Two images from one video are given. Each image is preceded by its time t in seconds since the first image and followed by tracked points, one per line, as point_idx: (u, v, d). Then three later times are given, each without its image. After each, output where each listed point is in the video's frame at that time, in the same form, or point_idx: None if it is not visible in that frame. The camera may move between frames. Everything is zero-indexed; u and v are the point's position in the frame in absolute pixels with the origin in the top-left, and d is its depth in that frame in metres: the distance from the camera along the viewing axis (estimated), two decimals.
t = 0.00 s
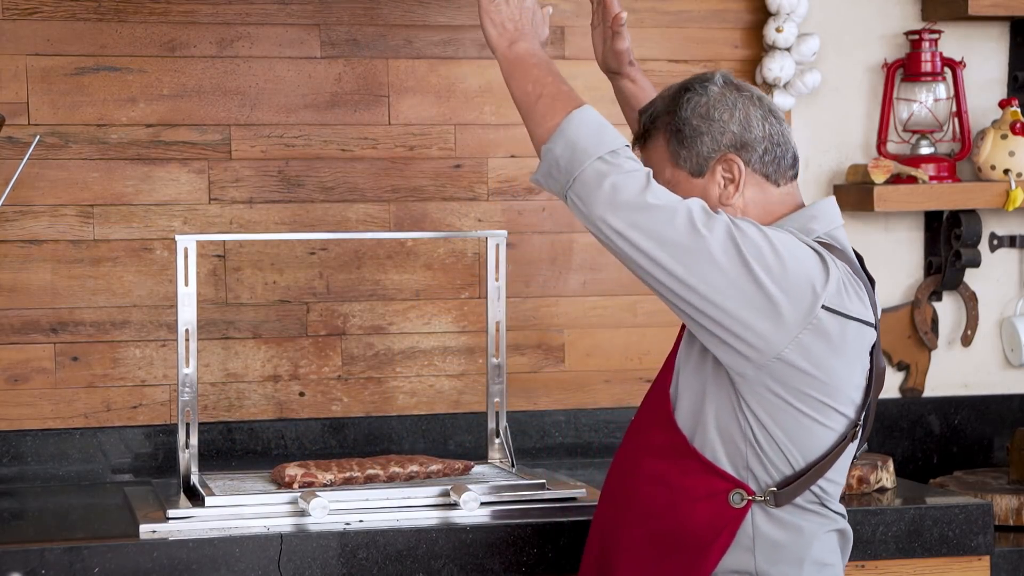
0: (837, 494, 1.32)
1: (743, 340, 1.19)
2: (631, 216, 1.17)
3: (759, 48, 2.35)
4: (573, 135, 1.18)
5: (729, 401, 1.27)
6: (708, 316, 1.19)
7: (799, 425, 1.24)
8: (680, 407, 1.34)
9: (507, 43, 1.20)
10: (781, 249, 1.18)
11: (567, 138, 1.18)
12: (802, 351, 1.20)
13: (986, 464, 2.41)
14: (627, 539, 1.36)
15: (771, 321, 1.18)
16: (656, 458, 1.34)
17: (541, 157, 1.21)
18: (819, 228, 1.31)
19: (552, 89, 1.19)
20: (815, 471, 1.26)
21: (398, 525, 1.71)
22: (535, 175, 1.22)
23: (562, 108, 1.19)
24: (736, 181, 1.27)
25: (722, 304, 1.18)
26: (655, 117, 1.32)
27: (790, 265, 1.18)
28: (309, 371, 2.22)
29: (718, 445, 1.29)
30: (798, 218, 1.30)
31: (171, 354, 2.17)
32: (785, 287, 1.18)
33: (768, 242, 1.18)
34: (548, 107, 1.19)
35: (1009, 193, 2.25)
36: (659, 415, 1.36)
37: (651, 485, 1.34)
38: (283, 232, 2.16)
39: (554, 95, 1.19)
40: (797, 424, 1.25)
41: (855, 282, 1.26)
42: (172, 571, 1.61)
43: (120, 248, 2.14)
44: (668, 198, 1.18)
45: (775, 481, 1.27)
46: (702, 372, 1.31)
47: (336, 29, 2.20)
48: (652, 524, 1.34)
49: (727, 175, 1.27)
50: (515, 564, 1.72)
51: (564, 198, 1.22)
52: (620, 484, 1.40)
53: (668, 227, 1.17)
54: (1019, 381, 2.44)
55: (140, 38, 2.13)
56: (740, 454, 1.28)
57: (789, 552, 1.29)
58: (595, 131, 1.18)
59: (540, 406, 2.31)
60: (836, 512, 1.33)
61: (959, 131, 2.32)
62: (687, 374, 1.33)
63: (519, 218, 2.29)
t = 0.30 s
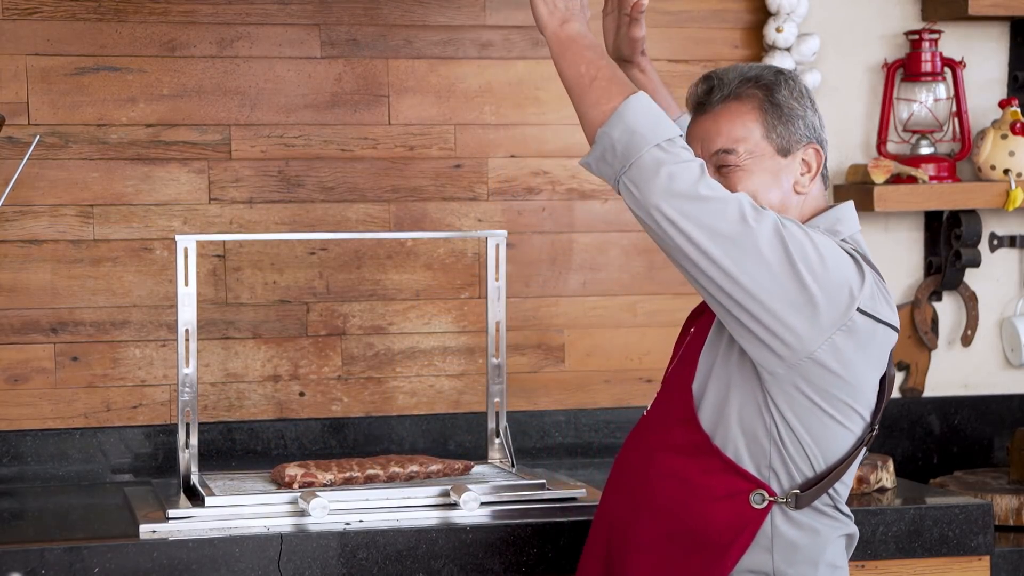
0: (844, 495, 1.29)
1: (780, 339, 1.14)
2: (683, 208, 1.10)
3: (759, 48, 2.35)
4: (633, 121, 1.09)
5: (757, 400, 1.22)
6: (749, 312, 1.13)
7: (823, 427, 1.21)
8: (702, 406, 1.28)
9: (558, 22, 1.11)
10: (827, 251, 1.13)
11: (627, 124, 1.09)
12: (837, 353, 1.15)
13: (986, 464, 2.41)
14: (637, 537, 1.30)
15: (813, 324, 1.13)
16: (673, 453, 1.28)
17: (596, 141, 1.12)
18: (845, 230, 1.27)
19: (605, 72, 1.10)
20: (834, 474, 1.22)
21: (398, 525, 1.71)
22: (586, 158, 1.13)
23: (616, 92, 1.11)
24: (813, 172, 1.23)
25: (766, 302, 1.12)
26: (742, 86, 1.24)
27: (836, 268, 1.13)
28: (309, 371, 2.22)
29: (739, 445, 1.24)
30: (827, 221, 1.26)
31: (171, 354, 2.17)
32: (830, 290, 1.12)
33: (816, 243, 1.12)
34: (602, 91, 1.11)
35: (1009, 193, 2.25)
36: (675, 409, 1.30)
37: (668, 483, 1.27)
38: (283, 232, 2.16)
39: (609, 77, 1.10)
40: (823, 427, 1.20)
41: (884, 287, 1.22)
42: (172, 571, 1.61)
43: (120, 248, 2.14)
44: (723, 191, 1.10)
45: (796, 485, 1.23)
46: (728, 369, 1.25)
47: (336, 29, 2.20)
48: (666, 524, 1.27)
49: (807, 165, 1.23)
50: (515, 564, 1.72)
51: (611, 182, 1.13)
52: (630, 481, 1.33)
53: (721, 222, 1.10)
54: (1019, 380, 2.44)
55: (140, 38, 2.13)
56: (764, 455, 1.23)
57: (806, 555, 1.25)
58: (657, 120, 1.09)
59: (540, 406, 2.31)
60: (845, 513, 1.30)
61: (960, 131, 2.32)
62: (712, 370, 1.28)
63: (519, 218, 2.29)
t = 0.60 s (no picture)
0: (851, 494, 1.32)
1: (815, 341, 1.16)
2: (733, 216, 1.11)
3: (759, 48, 2.35)
4: (690, 128, 1.08)
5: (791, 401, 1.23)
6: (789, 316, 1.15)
7: (850, 428, 1.23)
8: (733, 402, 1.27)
9: (611, 16, 1.10)
10: (865, 258, 1.15)
11: (682, 130, 1.09)
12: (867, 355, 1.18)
13: (986, 464, 2.41)
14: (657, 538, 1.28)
15: (850, 327, 1.15)
16: (696, 454, 1.27)
17: (648, 146, 1.11)
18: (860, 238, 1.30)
19: (660, 73, 1.09)
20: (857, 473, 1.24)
21: (398, 525, 1.71)
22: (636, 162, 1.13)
23: (671, 94, 1.10)
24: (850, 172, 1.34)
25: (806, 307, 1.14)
26: (810, 75, 1.32)
27: (874, 275, 1.15)
28: (309, 371, 2.22)
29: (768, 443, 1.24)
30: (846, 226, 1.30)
31: (171, 354, 2.17)
32: (869, 298, 1.15)
33: (854, 251, 1.15)
34: (655, 92, 1.10)
35: (1009, 193, 2.25)
36: (698, 409, 1.28)
37: (694, 485, 1.26)
38: (283, 232, 2.16)
39: (664, 78, 1.10)
40: (850, 427, 1.23)
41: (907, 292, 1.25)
42: (172, 571, 1.61)
43: (120, 248, 2.14)
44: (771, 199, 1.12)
45: (822, 486, 1.25)
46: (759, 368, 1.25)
47: (336, 29, 2.20)
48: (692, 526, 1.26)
49: (849, 164, 1.34)
50: (515, 564, 1.72)
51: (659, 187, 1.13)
52: (647, 480, 1.31)
53: (768, 229, 1.11)
54: (1019, 381, 2.44)
55: (140, 38, 2.13)
56: (795, 456, 1.23)
57: (828, 557, 1.27)
58: (714, 127, 1.09)
59: (540, 406, 2.31)
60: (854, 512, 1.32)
61: (959, 131, 2.32)
62: (741, 371, 1.27)
63: (519, 218, 2.29)
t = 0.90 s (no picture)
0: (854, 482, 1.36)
1: (845, 349, 1.19)
2: (774, 234, 1.11)
3: (759, 48, 2.35)
4: (729, 147, 1.09)
5: (817, 405, 1.25)
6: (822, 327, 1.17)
7: (870, 426, 1.26)
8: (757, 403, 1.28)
9: (641, 31, 1.08)
10: (888, 262, 1.18)
11: (723, 149, 1.09)
12: (886, 356, 1.21)
13: (986, 464, 2.41)
14: (683, 540, 1.30)
15: (877, 333, 1.18)
16: (721, 456, 1.29)
17: (687, 166, 1.11)
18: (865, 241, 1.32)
19: (694, 90, 1.09)
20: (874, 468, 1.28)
21: (398, 525, 1.71)
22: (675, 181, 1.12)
23: (707, 112, 1.10)
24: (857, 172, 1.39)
25: (838, 318, 1.16)
26: (830, 73, 1.35)
27: (896, 278, 1.18)
28: (309, 371, 2.22)
29: (793, 444, 1.26)
30: (858, 224, 1.34)
31: (171, 354, 2.17)
32: (895, 302, 1.18)
33: (878, 256, 1.17)
34: (692, 110, 1.09)
35: (1009, 193, 2.25)
36: (719, 410, 1.29)
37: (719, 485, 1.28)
38: (283, 232, 2.16)
39: (698, 96, 1.09)
40: (869, 426, 1.26)
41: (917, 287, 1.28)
42: (172, 571, 1.61)
43: (120, 248, 2.14)
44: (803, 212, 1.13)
45: (843, 486, 1.27)
46: (784, 371, 1.27)
47: (336, 29, 2.20)
48: (717, 526, 1.28)
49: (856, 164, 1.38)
50: (516, 564, 1.72)
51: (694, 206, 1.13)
52: (667, 481, 1.33)
53: (805, 245, 1.12)
54: (1019, 380, 2.44)
55: (140, 39, 2.13)
56: (820, 458, 1.26)
57: (845, 553, 1.30)
58: (748, 144, 1.10)
59: (540, 406, 2.31)
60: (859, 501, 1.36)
61: (959, 131, 2.32)
62: (765, 373, 1.28)
63: (519, 218, 2.29)
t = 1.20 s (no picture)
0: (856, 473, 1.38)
1: (855, 353, 1.19)
2: (789, 246, 1.11)
3: (759, 48, 2.35)
4: (742, 163, 1.08)
5: (825, 407, 1.25)
6: (834, 334, 1.17)
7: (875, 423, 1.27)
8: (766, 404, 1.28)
9: (640, 50, 1.08)
10: (894, 262, 1.18)
11: (735, 165, 1.08)
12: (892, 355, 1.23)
13: (986, 464, 2.41)
14: (695, 542, 1.30)
15: (884, 334, 1.19)
16: (731, 457, 1.29)
17: (698, 184, 1.10)
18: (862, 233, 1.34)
19: (699, 108, 1.08)
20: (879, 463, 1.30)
21: (398, 525, 1.71)
22: (686, 199, 1.11)
23: (714, 128, 1.09)
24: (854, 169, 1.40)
25: (851, 323, 1.16)
26: (831, 70, 1.35)
27: (902, 276, 1.19)
28: (309, 371, 2.22)
29: (802, 445, 1.27)
30: (855, 220, 1.34)
31: (171, 354, 2.17)
32: (902, 301, 1.18)
33: (884, 256, 1.18)
34: (699, 129, 1.08)
35: (1009, 193, 2.25)
36: (726, 411, 1.30)
37: (729, 487, 1.29)
38: (283, 232, 2.16)
39: (704, 112, 1.08)
40: (876, 423, 1.27)
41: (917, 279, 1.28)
42: (172, 571, 1.61)
43: (120, 248, 2.14)
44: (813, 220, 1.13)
45: (851, 485, 1.29)
46: (791, 374, 1.27)
47: (336, 29, 2.20)
48: (729, 528, 1.29)
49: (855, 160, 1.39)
50: (516, 564, 1.72)
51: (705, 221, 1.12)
52: (675, 484, 1.33)
53: (819, 254, 1.12)
54: (1019, 380, 2.44)
55: (140, 38, 2.13)
56: (829, 459, 1.27)
57: (856, 551, 1.31)
58: (758, 158, 1.09)
59: (540, 406, 2.31)
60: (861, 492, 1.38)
61: (959, 131, 2.32)
62: (773, 375, 1.28)
63: (519, 218, 2.29)
